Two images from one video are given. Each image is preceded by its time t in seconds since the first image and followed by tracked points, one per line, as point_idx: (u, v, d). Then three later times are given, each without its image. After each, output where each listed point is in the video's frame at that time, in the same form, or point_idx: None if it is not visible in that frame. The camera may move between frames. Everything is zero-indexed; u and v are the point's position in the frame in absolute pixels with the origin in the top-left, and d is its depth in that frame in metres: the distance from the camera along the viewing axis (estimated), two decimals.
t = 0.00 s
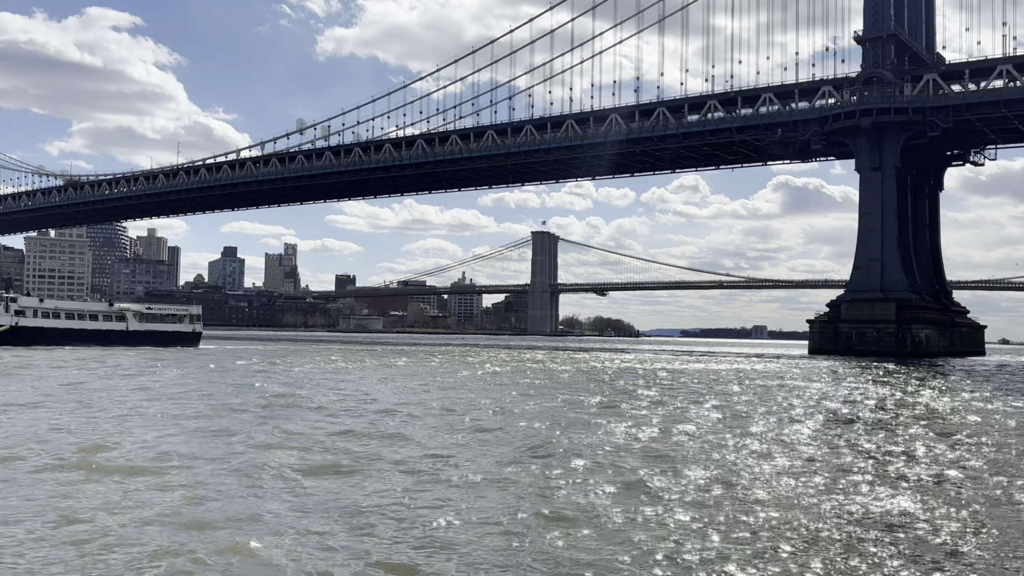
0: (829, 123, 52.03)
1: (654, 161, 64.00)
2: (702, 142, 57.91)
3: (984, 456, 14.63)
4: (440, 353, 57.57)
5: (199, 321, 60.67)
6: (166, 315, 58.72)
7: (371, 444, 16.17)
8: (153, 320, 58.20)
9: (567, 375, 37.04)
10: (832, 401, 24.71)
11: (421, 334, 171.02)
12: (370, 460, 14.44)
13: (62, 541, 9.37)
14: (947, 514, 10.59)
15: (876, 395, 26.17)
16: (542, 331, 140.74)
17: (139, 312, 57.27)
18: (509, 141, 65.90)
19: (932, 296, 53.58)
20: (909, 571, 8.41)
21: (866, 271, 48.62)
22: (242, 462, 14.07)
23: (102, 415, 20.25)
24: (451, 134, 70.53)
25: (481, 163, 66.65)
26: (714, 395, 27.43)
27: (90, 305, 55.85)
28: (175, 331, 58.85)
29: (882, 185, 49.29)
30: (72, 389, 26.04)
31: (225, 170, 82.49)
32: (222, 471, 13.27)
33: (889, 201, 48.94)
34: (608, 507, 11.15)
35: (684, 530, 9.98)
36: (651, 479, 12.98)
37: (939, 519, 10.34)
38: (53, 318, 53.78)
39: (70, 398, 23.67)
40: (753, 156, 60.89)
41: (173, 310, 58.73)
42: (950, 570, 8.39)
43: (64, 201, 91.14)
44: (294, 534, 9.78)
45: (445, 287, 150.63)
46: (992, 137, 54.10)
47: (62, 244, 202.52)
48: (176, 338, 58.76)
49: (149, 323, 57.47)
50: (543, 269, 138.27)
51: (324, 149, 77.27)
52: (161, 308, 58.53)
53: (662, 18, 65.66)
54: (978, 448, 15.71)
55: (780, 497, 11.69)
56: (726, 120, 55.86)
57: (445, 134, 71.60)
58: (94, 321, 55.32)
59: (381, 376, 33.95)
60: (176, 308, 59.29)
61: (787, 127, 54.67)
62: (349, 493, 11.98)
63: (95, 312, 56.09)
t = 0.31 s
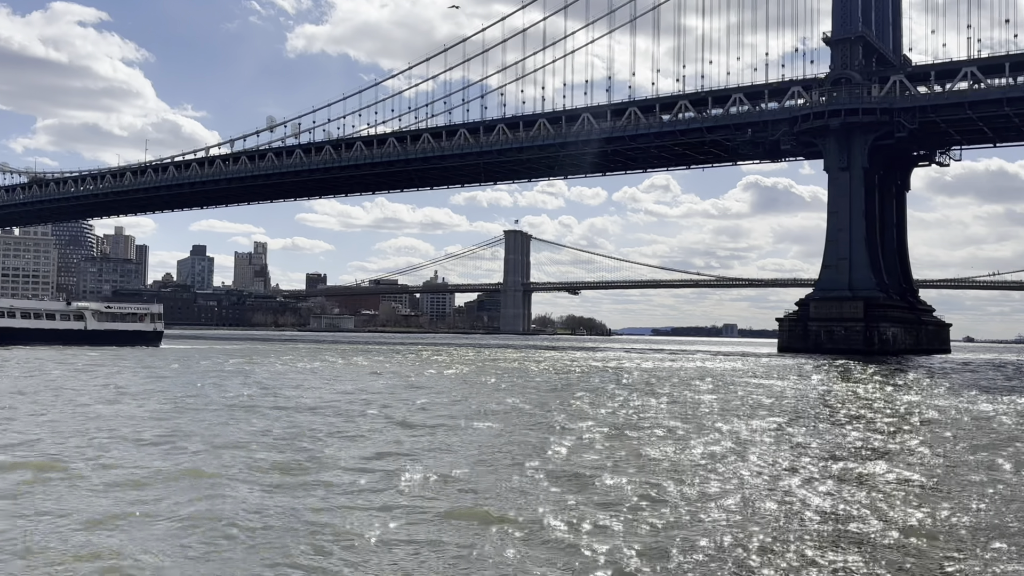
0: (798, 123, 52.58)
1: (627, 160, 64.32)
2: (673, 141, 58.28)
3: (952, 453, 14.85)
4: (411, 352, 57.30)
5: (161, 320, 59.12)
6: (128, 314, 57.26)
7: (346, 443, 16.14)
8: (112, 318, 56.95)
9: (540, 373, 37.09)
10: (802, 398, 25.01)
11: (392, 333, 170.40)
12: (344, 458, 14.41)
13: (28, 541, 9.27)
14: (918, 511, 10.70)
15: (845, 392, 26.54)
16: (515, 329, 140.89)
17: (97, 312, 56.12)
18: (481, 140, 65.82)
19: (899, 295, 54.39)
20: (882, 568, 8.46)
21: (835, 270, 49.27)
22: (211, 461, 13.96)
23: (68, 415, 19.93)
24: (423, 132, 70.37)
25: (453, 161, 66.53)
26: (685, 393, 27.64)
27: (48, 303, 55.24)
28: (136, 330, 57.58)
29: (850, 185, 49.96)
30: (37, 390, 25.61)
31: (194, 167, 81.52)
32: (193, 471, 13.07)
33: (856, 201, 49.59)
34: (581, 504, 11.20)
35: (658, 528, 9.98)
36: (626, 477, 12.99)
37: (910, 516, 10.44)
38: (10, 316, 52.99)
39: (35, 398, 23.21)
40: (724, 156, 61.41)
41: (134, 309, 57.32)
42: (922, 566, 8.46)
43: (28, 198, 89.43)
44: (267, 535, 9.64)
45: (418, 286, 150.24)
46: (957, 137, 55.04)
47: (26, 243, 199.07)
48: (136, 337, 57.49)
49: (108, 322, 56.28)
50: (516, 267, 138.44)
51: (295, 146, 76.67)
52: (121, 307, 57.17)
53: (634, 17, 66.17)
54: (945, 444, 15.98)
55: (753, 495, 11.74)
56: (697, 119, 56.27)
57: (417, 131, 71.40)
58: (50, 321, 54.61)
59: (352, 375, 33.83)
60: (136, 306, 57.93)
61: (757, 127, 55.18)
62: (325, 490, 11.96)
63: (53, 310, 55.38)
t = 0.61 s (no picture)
0: (767, 123, 53.12)
1: (597, 159, 64.52)
2: (644, 141, 58.60)
3: (917, 449, 15.09)
4: (381, 351, 57.01)
5: (120, 319, 58.22)
6: (86, 312, 56.30)
7: (316, 441, 16.05)
8: (71, 317, 55.95)
9: (512, 371, 37.08)
10: (770, 395, 25.28)
11: (363, 333, 169.51)
12: (314, 457, 14.34)
13: None
14: (890, 507, 10.82)
15: (813, 390, 26.82)
16: (486, 328, 140.70)
17: (54, 310, 55.13)
18: (452, 138, 65.68)
19: (865, 293, 55.17)
20: (857, 564, 8.54)
21: (802, 268, 49.83)
22: (177, 460, 13.82)
23: (31, 416, 19.58)
24: (394, 130, 70.06)
25: (424, 159, 66.29)
26: (655, 391, 27.80)
27: (4, 302, 54.35)
28: (95, 329, 56.66)
29: (817, 185, 50.56)
30: None
31: (160, 164, 80.39)
32: (161, 471, 12.86)
33: (824, 200, 50.19)
34: (551, 500, 11.25)
35: (635, 525, 9.99)
36: (601, 474, 13.03)
37: (882, 511, 10.57)
38: None
39: None
40: (693, 155, 61.87)
41: (92, 308, 56.39)
42: (896, 561, 8.55)
43: None
44: (241, 535, 9.50)
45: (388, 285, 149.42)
46: (922, 138, 55.96)
47: None
48: (95, 337, 56.58)
49: (65, 321, 55.29)
50: (487, 266, 138.44)
51: (263, 144, 75.93)
52: (78, 306, 56.20)
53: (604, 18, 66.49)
54: (909, 441, 16.26)
55: (728, 492, 11.81)
56: (667, 119, 56.62)
57: (388, 129, 71.07)
58: (5, 320, 53.62)
59: (322, 374, 33.59)
60: (95, 305, 57.00)
61: (726, 127, 55.67)
62: (294, 489, 11.90)
63: (9, 309, 54.45)
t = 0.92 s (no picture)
0: (736, 123, 53.64)
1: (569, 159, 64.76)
2: (614, 140, 58.90)
3: (882, 445, 15.37)
4: (350, 350, 56.64)
5: (76, 318, 57.32)
6: (40, 311, 55.34)
7: (286, 440, 15.98)
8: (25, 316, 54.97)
9: (483, 370, 37.10)
10: (739, 393, 25.57)
11: (333, 331, 168.38)
12: (284, 455, 14.28)
13: None
14: (858, 504, 10.91)
15: (780, 386, 27.22)
16: (457, 327, 140.60)
17: (8, 309, 54.12)
18: (423, 136, 65.45)
19: (832, 292, 55.89)
20: (828, 562, 8.57)
21: (770, 267, 50.34)
22: (145, 458, 13.71)
23: None
24: (364, 128, 69.68)
25: (395, 157, 65.99)
26: (625, 389, 27.98)
27: None
28: (50, 328, 55.73)
29: (786, 184, 51.14)
30: None
31: (126, 160, 79.19)
32: (132, 470, 12.71)
33: (792, 200, 50.74)
34: (522, 497, 11.30)
35: (609, 525, 9.96)
36: (570, 472, 13.05)
37: (849, 509, 10.66)
38: None
39: None
40: (663, 154, 62.31)
41: (46, 306, 55.49)
42: (866, 561, 8.58)
43: None
44: (209, 536, 9.37)
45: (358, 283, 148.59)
46: (887, 139, 56.84)
47: None
48: (50, 335, 55.66)
49: (20, 320, 54.29)
50: (458, 264, 138.30)
51: (231, 140, 75.10)
52: (32, 304, 55.25)
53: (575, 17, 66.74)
54: (875, 437, 16.54)
55: (698, 489, 11.84)
56: (637, 119, 56.93)
57: (358, 127, 70.67)
58: None
59: (292, 372, 33.38)
60: (50, 304, 56.08)
61: (696, 126, 56.15)
62: (266, 486, 11.86)
63: None
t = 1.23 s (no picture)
0: (700, 123, 54.14)
1: (536, 157, 64.85)
2: (580, 138, 59.11)
3: (840, 441, 15.67)
4: (315, 347, 56.08)
5: (26, 315, 56.13)
6: None
7: (249, 438, 15.82)
8: None
9: (448, 367, 37.14)
10: (701, 389, 25.91)
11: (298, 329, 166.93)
12: (248, 453, 14.16)
13: None
14: (823, 499, 11.07)
15: (743, 383, 27.55)
16: (422, 324, 140.31)
17: None
18: (388, 133, 65.09)
19: (794, 290, 56.62)
20: (800, 557, 8.63)
21: (734, 266, 50.87)
22: (104, 457, 13.51)
23: None
24: (329, 124, 69.16)
25: (360, 154, 65.54)
26: (588, 386, 28.19)
27: None
28: None
29: (749, 183, 51.72)
30: None
31: (85, 155, 77.67)
32: (93, 469, 12.46)
33: (756, 200, 51.33)
34: (491, 494, 11.32)
35: (579, 521, 9.96)
36: (538, 469, 13.05)
37: (810, 503, 10.84)
38: None
39: None
40: (628, 153, 62.71)
41: None
42: (836, 556, 8.68)
43: None
44: (173, 536, 9.27)
45: (323, 281, 147.55)
46: (848, 139, 57.76)
47: None
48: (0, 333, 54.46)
49: None
50: (424, 262, 138.03)
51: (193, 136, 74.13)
52: None
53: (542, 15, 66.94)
54: (836, 432, 16.82)
55: (666, 485, 11.90)
56: (603, 117, 57.18)
57: (323, 123, 70.11)
58: None
59: (254, 371, 33.09)
60: None
61: (661, 126, 56.59)
62: (228, 485, 11.74)
63: None
